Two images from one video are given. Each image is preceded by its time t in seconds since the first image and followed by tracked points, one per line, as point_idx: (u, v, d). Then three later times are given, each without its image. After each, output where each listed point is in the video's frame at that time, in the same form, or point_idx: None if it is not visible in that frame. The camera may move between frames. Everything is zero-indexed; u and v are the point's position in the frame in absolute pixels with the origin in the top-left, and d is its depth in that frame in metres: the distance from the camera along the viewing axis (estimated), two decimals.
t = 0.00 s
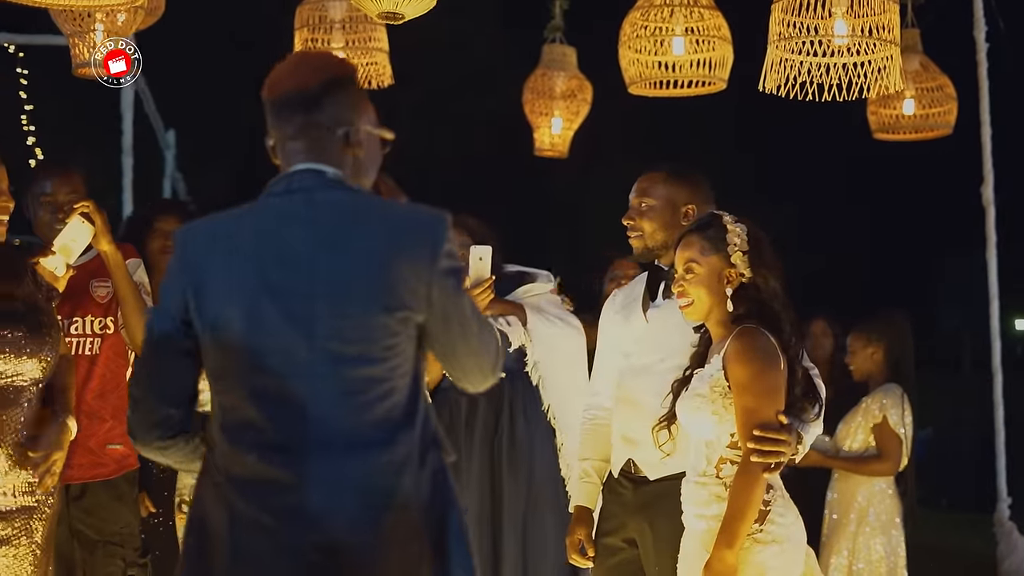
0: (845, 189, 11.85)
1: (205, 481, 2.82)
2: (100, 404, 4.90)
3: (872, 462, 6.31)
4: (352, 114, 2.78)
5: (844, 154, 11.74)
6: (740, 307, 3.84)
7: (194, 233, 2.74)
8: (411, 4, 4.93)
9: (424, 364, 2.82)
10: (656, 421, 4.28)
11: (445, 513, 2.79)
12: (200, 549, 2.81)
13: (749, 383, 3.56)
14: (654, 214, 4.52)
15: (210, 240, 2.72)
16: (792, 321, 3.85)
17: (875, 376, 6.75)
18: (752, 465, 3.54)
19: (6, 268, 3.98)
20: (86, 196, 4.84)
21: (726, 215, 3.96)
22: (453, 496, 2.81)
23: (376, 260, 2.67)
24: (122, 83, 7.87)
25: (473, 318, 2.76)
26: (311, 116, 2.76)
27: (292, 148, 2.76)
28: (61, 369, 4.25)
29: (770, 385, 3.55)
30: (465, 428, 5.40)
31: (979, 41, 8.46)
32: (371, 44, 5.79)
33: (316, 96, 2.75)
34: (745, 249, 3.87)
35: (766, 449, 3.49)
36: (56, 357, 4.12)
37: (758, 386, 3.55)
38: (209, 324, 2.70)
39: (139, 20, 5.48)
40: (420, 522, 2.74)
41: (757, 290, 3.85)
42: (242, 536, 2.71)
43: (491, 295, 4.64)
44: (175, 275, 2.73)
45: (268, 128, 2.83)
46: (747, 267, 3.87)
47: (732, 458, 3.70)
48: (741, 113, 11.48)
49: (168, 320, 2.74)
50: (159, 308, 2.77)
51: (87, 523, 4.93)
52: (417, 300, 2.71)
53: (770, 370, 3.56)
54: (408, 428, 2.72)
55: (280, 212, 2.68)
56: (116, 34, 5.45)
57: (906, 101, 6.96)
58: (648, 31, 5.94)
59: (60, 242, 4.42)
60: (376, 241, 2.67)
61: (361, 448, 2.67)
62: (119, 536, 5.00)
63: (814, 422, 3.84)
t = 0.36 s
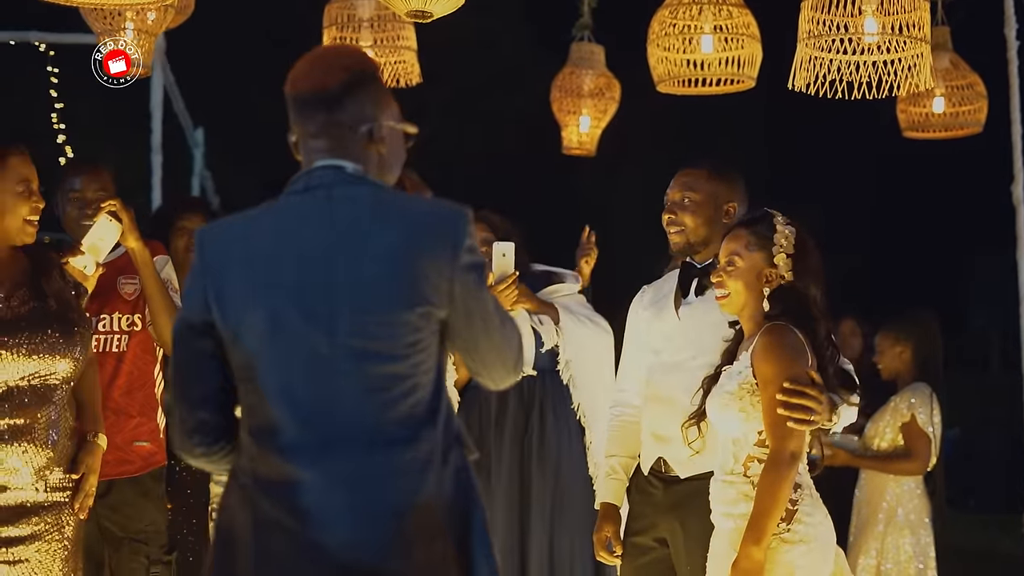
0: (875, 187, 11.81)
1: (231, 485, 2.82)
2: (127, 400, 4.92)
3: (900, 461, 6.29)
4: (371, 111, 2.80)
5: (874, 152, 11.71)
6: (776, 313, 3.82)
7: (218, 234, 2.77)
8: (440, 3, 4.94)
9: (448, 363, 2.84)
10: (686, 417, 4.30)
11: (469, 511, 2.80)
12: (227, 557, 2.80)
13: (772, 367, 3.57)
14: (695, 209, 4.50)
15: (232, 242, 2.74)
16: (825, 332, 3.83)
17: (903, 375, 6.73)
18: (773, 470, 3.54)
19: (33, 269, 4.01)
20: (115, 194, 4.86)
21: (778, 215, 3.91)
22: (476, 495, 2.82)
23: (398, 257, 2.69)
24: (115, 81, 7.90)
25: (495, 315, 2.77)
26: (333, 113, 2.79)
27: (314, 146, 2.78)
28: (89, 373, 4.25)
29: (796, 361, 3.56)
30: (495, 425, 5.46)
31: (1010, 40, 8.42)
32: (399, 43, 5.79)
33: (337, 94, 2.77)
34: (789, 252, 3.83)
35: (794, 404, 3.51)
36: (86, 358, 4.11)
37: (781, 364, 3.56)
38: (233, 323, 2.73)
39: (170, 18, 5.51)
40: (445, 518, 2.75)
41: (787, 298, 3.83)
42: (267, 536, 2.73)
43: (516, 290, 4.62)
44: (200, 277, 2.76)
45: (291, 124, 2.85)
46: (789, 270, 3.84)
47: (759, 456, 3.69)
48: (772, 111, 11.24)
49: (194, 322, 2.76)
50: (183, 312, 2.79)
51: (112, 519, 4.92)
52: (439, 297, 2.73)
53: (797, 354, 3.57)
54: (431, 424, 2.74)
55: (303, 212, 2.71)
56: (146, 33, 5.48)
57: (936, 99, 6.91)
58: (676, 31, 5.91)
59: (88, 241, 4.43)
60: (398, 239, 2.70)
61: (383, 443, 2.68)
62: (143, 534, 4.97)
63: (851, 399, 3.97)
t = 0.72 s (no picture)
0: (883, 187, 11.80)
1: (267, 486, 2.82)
2: (137, 401, 4.93)
3: (907, 459, 6.29)
4: (387, 110, 2.77)
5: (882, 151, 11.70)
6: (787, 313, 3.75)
7: (245, 235, 2.76)
8: (447, 2, 4.94)
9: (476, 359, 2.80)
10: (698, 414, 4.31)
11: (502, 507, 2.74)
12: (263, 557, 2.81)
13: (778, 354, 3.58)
14: (700, 209, 4.50)
15: (256, 245, 2.74)
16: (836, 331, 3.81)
17: (910, 374, 6.73)
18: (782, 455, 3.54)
19: (41, 272, 3.97)
20: (124, 195, 4.87)
21: (800, 217, 3.86)
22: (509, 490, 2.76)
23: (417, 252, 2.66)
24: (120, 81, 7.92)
25: (519, 309, 2.73)
26: (353, 112, 2.77)
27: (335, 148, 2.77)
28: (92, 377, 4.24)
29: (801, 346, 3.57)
30: (514, 430, 5.37)
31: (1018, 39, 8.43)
32: (407, 42, 5.80)
33: (355, 94, 2.75)
34: (799, 250, 3.81)
35: (801, 387, 3.52)
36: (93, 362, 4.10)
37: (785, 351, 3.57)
38: (260, 324, 2.72)
39: (178, 19, 5.52)
40: (473, 514, 2.71)
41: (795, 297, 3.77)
42: (297, 537, 2.72)
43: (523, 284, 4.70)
44: (229, 279, 2.77)
45: (314, 124, 2.84)
46: (796, 270, 3.80)
47: (765, 456, 3.69)
48: (779, 110, 11.39)
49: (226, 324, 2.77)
50: (216, 318, 2.81)
51: (120, 518, 4.94)
52: (459, 291, 2.69)
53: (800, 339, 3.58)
54: (455, 420, 2.70)
55: (324, 211, 2.70)
56: (154, 34, 5.49)
57: (944, 98, 6.91)
58: (682, 30, 5.91)
59: (96, 243, 4.47)
60: (416, 233, 2.67)
61: (405, 439, 2.65)
62: (151, 533, 4.99)
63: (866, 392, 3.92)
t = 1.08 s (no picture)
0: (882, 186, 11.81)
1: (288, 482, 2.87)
2: (136, 402, 4.95)
3: (904, 459, 6.29)
4: (421, 117, 2.80)
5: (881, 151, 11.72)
6: (779, 308, 3.79)
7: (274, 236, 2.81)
8: (445, 3, 4.94)
9: (495, 360, 2.84)
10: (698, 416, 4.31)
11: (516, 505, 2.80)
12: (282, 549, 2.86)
13: (784, 384, 3.55)
14: (699, 211, 4.50)
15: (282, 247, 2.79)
16: (836, 335, 3.78)
17: (908, 374, 6.74)
18: (779, 481, 3.53)
19: (45, 277, 3.95)
20: (127, 195, 4.88)
21: (799, 219, 3.84)
22: (524, 489, 2.81)
23: (438, 256, 2.70)
24: (118, 82, 7.92)
25: (539, 312, 2.76)
26: (384, 117, 2.80)
27: (367, 150, 2.81)
28: (90, 384, 4.23)
29: (804, 380, 3.54)
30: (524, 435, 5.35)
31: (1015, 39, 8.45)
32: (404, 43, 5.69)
33: (391, 98, 2.79)
34: (796, 250, 3.79)
35: (801, 427, 3.48)
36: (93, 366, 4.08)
37: (789, 381, 3.54)
38: (284, 323, 2.77)
39: (176, 20, 5.53)
40: (487, 513, 2.76)
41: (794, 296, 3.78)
42: (315, 532, 2.78)
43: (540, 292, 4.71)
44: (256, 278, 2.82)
45: (348, 127, 2.88)
46: (790, 268, 3.79)
47: (766, 457, 3.70)
48: (776, 111, 11.45)
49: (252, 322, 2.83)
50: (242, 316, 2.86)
51: (119, 520, 4.94)
52: (478, 293, 2.73)
53: (804, 370, 3.54)
54: (472, 421, 2.75)
55: (347, 215, 2.74)
56: (152, 35, 5.50)
57: (942, 98, 6.91)
58: (680, 29, 5.92)
59: (100, 246, 4.46)
60: (436, 237, 2.71)
61: (422, 439, 2.71)
62: (150, 533, 4.98)
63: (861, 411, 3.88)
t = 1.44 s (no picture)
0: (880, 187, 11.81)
1: (301, 478, 2.85)
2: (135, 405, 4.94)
3: (901, 460, 6.30)
4: (450, 120, 2.79)
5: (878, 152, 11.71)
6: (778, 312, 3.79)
7: (297, 233, 2.81)
8: (444, 5, 4.95)
9: (511, 366, 2.83)
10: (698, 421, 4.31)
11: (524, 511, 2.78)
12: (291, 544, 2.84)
13: (788, 387, 3.53)
14: (712, 216, 4.49)
15: (305, 243, 2.78)
16: (836, 335, 3.75)
17: (904, 375, 6.74)
18: (791, 484, 3.52)
19: (50, 277, 3.93)
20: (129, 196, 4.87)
21: (790, 220, 3.86)
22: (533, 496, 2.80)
23: (458, 259, 2.70)
24: (116, 83, 7.93)
25: (558, 322, 2.75)
26: (413, 121, 2.79)
27: (394, 152, 2.79)
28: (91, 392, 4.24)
29: (807, 379, 3.53)
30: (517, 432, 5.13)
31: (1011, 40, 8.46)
32: (402, 45, 5.69)
33: (421, 102, 2.78)
34: (789, 252, 3.80)
35: (809, 427, 3.46)
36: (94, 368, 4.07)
37: (792, 383, 3.53)
38: (302, 319, 2.77)
39: (174, 22, 5.53)
40: (496, 519, 2.75)
41: (792, 297, 3.78)
42: (326, 529, 2.77)
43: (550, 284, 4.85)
44: (277, 274, 2.81)
45: (378, 128, 2.87)
46: (786, 271, 3.80)
47: (767, 461, 3.70)
48: (776, 113, 11.56)
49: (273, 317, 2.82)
50: (262, 311, 2.85)
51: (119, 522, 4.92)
52: (497, 298, 2.72)
53: (807, 371, 3.53)
54: (487, 425, 2.73)
55: (369, 215, 2.74)
56: (149, 37, 5.49)
57: (939, 99, 6.91)
58: (678, 31, 5.92)
59: (102, 249, 4.45)
60: (457, 241, 2.70)
61: (437, 441, 2.69)
62: (151, 536, 4.98)
63: (861, 411, 3.77)
